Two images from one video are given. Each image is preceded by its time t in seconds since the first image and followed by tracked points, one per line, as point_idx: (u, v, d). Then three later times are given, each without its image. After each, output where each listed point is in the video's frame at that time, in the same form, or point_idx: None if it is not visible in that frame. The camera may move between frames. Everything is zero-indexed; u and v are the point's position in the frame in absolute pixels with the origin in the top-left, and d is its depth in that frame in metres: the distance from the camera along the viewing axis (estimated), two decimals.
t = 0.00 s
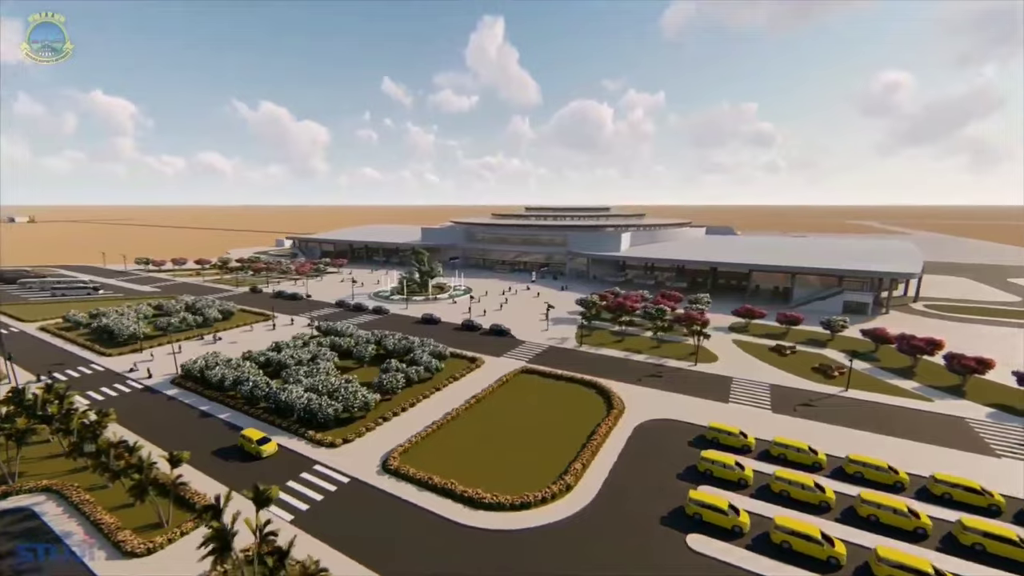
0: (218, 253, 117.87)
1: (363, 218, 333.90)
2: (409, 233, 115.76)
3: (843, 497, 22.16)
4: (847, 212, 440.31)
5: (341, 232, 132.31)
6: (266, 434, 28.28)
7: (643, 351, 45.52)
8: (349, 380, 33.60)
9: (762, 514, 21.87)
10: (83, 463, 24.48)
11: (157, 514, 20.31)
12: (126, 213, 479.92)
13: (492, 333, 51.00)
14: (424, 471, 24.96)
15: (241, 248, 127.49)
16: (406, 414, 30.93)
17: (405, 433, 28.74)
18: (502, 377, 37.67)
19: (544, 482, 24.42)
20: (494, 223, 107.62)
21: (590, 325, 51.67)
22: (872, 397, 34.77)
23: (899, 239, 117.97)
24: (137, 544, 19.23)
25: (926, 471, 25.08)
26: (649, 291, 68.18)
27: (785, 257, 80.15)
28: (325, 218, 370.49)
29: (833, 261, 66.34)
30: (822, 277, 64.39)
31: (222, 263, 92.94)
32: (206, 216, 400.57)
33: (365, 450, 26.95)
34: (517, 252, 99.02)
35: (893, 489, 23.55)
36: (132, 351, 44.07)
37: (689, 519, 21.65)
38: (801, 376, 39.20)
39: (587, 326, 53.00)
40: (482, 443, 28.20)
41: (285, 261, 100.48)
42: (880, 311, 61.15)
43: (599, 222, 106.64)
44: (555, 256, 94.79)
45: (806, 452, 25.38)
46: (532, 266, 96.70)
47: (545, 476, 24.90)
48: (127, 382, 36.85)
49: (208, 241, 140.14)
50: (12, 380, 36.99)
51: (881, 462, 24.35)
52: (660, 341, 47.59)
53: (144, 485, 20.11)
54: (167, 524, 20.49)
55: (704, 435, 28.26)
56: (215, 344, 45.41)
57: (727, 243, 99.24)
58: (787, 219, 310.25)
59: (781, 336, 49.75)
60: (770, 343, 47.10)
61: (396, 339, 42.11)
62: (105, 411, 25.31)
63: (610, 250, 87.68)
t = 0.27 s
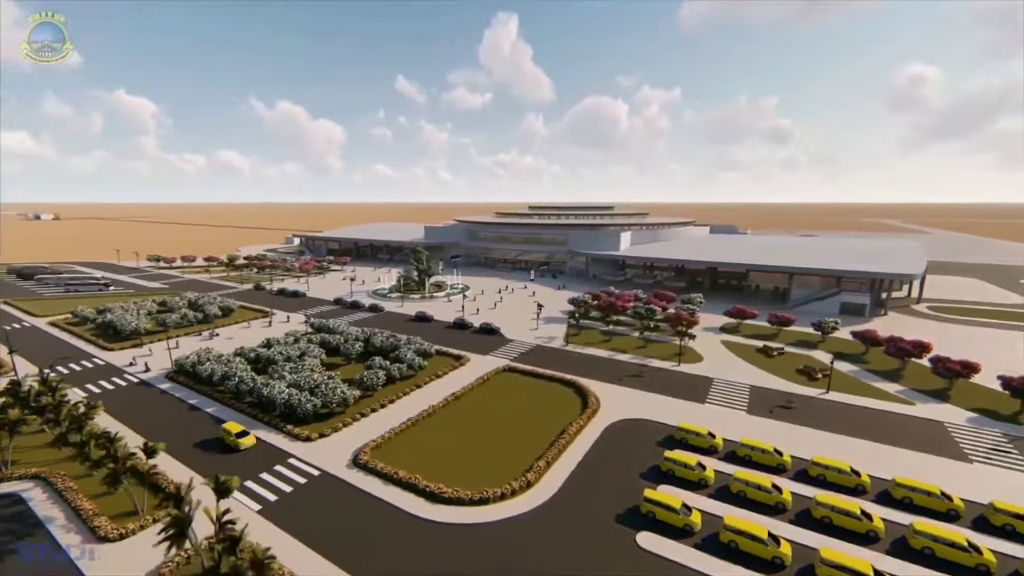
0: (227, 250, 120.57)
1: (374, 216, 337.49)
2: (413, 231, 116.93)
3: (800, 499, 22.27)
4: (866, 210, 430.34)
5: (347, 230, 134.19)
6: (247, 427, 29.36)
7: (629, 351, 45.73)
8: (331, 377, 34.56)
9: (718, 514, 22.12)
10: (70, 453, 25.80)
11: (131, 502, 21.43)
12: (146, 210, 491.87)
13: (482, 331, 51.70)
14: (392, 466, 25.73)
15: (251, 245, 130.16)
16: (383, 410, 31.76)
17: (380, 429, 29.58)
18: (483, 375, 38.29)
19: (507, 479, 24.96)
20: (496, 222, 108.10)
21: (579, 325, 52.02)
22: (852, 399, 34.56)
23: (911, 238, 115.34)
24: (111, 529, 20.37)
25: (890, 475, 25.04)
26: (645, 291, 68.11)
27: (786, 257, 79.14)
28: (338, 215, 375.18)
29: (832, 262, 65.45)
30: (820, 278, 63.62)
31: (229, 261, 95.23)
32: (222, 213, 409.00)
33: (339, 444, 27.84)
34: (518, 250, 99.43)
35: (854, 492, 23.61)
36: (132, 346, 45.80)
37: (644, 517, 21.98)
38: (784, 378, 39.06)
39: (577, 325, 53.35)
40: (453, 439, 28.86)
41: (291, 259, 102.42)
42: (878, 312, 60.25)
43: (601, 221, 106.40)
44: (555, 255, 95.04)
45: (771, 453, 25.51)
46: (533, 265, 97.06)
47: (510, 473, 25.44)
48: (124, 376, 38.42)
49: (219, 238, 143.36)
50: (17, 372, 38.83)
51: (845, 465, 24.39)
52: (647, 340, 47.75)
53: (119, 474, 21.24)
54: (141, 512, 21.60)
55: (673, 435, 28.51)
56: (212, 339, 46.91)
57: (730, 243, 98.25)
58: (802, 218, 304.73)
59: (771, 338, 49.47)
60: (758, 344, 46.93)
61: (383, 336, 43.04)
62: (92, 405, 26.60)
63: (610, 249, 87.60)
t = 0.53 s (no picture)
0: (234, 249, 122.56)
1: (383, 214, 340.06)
2: (415, 230, 117.72)
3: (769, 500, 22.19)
4: (880, 209, 422.67)
5: (352, 229, 135.52)
6: (232, 423, 30.07)
7: (618, 351, 45.81)
8: (318, 375, 35.19)
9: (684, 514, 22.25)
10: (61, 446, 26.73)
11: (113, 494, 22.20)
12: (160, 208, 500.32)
13: (474, 330, 52.13)
14: (368, 462, 26.17)
15: (257, 244, 132.08)
16: (366, 408, 32.30)
17: (360, 425, 30.10)
18: (469, 374, 38.67)
19: (479, 475, 25.29)
20: (497, 221, 108.40)
21: (571, 324, 52.20)
22: (837, 401, 34.33)
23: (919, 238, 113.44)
24: (93, 519, 21.13)
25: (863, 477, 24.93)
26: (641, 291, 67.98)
27: (786, 257, 78.38)
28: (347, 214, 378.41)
29: (831, 262, 64.72)
30: (818, 279, 62.99)
31: (234, 259, 96.85)
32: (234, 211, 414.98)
33: (319, 440, 28.39)
34: (518, 250, 99.66)
35: (824, 494, 23.59)
36: (132, 342, 47.00)
37: (611, 516, 22.10)
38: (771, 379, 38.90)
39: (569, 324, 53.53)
40: (431, 436, 29.23)
41: (294, 258, 103.83)
42: (876, 313, 59.61)
43: (602, 220, 106.21)
44: (555, 254, 95.18)
45: (744, 454, 25.56)
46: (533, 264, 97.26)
47: (483, 470, 25.76)
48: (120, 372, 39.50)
49: (227, 237, 145.66)
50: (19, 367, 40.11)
51: (816, 467, 24.37)
52: (637, 341, 47.78)
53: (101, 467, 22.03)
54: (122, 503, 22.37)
55: (649, 435, 28.61)
56: (208, 335, 47.93)
57: (732, 243, 97.48)
58: (813, 216, 300.33)
59: (763, 338, 49.19)
60: (748, 345, 46.73)
61: (373, 335, 43.64)
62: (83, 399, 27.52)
63: (609, 248, 87.46)
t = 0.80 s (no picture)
0: (242, 247, 125.04)
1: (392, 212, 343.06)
2: (418, 229, 118.74)
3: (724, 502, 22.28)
4: (899, 207, 412.68)
5: (357, 227, 137.18)
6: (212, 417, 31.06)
7: (602, 350, 45.97)
8: (300, 371, 36.06)
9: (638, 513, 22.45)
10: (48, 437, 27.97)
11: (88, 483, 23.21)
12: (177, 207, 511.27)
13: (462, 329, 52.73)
14: (336, 456, 26.85)
15: (265, 242, 134.45)
16: (343, 404, 33.05)
17: (335, 421, 30.82)
18: (450, 372, 39.20)
19: (443, 471, 25.79)
20: (498, 220, 108.79)
21: (559, 323, 52.46)
22: (814, 403, 34.07)
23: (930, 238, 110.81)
24: (68, 506, 22.20)
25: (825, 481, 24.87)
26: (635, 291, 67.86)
27: (786, 258, 77.43)
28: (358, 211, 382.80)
29: (829, 263, 63.80)
30: (814, 280, 62.19)
31: (239, 257, 98.92)
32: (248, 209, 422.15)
33: (293, 435, 29.17)
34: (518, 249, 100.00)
35: (782, 496, 23.57)
36: (130, 338, 48.60)
37: (564, 513, 22.38)
38: (752, 381, 38.73)
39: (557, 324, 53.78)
40: (402, 433, 29.82)
41: (299, 256, 105.64)
42: (873, 315, 58.70)
43: (603, 219, 105.97)
44: (554, 253, 95.34)
45: (707, 455, 25.61)
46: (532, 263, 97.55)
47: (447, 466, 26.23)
48: (116, 367, 40.96)
49: (237, 235, 148.56)
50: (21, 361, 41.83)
51: (777, 469, 24.35)
52: (623, 341, 47.86)
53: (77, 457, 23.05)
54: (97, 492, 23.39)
55: (616, 435, 28.79)
56: (204, 332, 49.30)
57: (734, 243, 96.58)
58: (827, 215, 294.57)
59: (752, 339, 48.85)
60: (735, 346, 46.49)
61: (360, 333, 44.46)
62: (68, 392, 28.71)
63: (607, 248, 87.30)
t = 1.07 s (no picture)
0: (248, 245, 126.85)
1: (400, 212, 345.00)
2: (420, 228, 119.39)
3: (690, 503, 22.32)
4: (913, 207, 405.02)
5: (361, 227, 138.14)
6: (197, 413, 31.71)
7: (590, 350, 45.97)
8: (286, 369, 36.63)
9: (603, 511, 22.56)
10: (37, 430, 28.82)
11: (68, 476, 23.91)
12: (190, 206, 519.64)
13: (454, 327, 53.07)
14: (312, 452, 27.29)
15: (270, 241, 136.12)
16: (325, 401, 33.55)
17: (315, 418, 31.34)
18: (434, 371, 39.56)
19: (415, 468, 26.06)
20: (499, 219, 108.93)
21: (550, 323, 52.58)
22: (796, 405, 33.86)
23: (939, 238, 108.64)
24: (48, 497, 22.96)
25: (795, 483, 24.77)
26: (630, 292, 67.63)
27: (785, 259, 76.67)
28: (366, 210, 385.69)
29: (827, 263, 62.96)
30: (811, 280, 61.48)
31: (243, 256, 100.39)
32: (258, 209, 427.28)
33: (273, 431, 29.74)
34: (518, 248, 100.08)
35: (750, 497, 23.54)
36: (129, 335, 49.75)
37: (529, 511, 22.53)
38: (737, 382, 38.55)
39: (548, 323, 53.84)
40: (380, 430, 30.21)
41: (301, 255, 106.81)
42: (869, 316, 58.05)
43: (603, 219, 105.65)
44: (554, 253, 95.32)
45: (678, 456, 25.64)
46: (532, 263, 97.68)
47: (420, 463, 26.53)
48: (111, 363, 42.00)
49: (244, 234, 150.50)
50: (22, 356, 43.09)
51: (747, 470, 24.32)
52: (612, 341, 47.84)
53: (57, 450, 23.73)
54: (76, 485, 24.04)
55: (591, 435, 28.89)
56: (199, 328, 50.25)
57: (735, 243, 95.85)
58: (838, 214, 290.35)
59: (742, 340, 48.57)
60: (724, 347, 46.26)
61: (349, 331, 45.02)
62: (57, 387, 29.55)
63: (606, 247, 87.06)
